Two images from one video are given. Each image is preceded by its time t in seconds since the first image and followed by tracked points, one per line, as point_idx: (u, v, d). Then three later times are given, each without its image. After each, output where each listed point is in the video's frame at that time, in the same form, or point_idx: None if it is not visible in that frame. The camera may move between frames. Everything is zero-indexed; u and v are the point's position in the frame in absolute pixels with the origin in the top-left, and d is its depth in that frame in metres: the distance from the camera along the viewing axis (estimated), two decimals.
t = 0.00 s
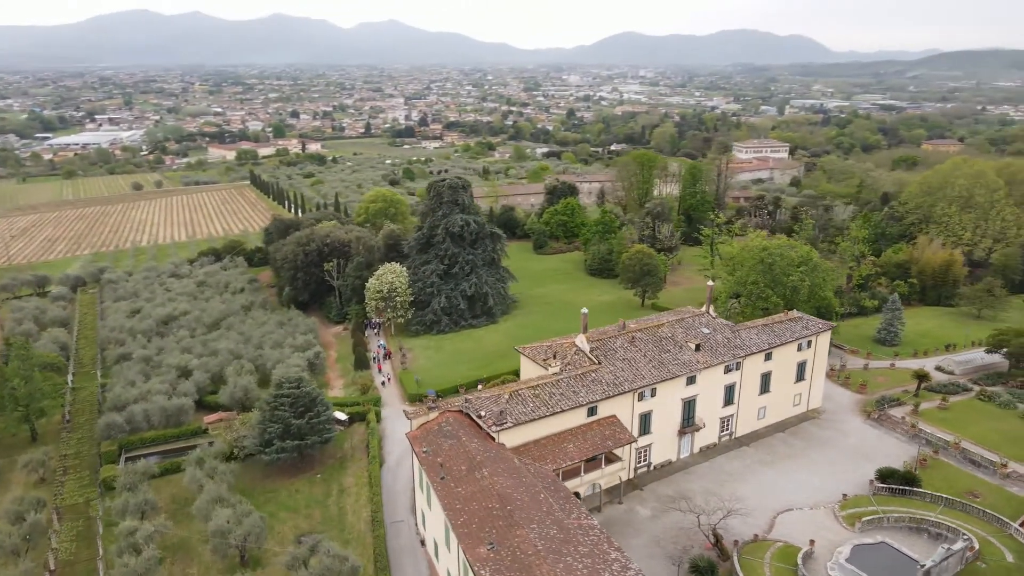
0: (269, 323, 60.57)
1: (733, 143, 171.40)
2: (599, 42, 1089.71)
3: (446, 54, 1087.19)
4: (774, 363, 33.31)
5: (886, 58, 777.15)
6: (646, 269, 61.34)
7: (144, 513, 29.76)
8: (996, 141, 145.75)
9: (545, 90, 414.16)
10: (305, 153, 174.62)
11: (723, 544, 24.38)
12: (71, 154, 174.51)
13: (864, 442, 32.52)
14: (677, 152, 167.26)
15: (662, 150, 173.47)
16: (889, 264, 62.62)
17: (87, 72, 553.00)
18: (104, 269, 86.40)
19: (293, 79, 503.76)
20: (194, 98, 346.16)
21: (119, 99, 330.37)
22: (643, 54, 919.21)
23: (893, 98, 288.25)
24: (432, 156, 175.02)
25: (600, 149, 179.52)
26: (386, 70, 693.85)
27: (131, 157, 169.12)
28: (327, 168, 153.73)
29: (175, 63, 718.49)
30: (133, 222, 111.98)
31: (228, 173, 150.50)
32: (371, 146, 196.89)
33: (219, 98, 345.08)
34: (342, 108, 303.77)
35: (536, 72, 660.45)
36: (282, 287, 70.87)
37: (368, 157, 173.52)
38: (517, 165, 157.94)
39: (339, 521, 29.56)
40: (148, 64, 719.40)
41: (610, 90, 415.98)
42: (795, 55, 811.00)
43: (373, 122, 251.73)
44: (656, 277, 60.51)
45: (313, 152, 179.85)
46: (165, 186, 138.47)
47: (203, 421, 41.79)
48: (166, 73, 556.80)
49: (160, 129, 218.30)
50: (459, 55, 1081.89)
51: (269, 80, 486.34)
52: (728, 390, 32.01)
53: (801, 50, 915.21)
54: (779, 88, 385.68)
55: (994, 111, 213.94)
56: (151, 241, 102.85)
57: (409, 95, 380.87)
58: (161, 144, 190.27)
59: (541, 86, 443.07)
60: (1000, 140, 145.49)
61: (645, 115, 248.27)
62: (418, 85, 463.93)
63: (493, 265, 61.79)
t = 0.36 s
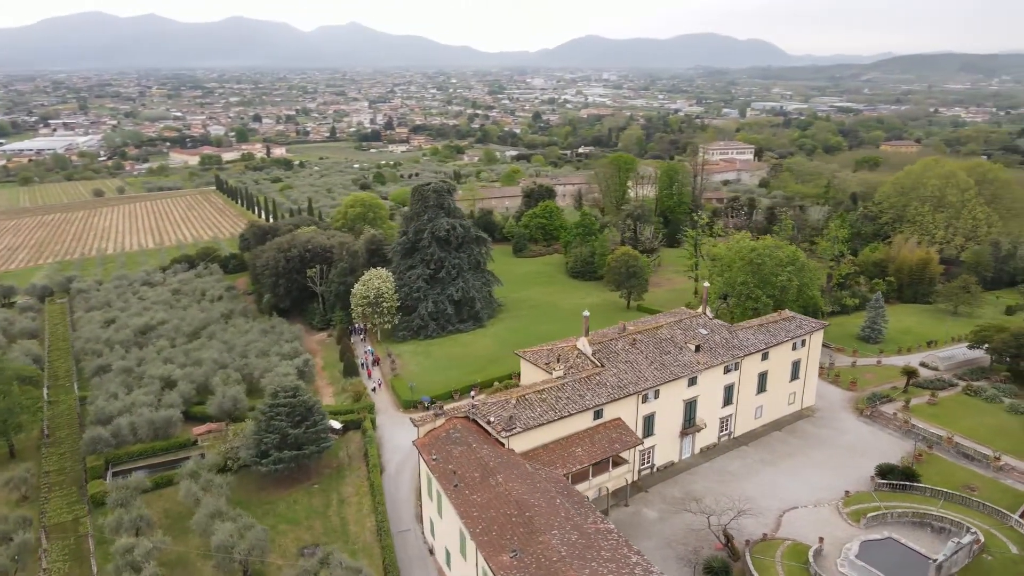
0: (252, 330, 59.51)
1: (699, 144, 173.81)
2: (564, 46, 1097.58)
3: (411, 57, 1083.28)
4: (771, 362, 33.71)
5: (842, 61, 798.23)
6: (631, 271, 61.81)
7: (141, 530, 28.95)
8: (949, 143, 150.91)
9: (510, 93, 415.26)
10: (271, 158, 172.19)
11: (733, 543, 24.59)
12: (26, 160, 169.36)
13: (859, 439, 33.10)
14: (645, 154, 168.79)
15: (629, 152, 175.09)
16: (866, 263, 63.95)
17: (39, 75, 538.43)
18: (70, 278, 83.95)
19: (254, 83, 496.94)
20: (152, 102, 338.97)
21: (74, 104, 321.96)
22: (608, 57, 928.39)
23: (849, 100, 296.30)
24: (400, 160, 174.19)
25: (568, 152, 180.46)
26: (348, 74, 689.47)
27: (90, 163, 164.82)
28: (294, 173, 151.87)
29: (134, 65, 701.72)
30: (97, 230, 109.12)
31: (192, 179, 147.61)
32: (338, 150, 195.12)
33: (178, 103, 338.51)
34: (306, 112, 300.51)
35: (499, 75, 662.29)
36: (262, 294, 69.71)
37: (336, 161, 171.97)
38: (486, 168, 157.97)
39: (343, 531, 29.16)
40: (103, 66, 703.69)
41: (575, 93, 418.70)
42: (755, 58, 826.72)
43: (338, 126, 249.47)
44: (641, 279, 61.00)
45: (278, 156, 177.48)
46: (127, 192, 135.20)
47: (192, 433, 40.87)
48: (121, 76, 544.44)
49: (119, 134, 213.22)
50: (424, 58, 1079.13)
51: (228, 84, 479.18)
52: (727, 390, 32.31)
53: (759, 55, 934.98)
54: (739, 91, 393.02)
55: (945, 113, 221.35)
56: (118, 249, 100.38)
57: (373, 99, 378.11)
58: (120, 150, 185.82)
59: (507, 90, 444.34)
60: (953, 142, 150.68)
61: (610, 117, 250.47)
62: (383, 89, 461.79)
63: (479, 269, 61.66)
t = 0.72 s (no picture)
0: (235, 338, 58.37)
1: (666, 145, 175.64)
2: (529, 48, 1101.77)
3: (376, 59, 1075.37)
4: (767, 361, 34.11)
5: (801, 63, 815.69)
6: (617, 272, 62.09)
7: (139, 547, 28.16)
8: (907, 143, 155.45)
9: (474, 96, 414.96)
10: (235, 162, 169.26)
11: (744, 543, 24.79)
12: None
13: (854, 435, 33.67)
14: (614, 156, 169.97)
15: (598, 153, 176.16)
16: (845, 261, 65.17)
17: None
18: (36, 288, 81.36)
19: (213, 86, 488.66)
20: (107, 105, 330.54)
21: (24, 108, 312.14)
22: (572, 59, 934.31)
23: (808, 102, 303.06)
24: (368, 163, 172.78)
25: (537, 154, 180.91)
26: (309, 76, 682.08)
27: (47, 168, 159.99)
28: (261, 177, 149.53)
29: (89, 68, 683.71)
30: (60, 237, 106.02)
31: (155, 184, 144.27)
32: (303, 154, 192.71)
33: (135, 106, 330.83)
34: (268, 115, 296.25)
35: (463, 77, 661.69)
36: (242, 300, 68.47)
37: (304, 165, 169.90)
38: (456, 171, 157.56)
39: (348, 542, 28.74)
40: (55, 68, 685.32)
41: (539, 95, 420.01)
42: (716, 60, 839.36)
43: (303, 130, 246.36)
44: (627, 280, 61.35)
45: (242, 160, 174.57)
46: (87, 198, 131.54)
47: (181, 445, 39.89)
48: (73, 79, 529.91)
49: (76, 138, 207.43)
50: (388, 60, 1073.11)
51: (186, 87, 470.04)
52: (726, 389, 32.63)
53: (721, 57, 949.75)
54: (701, 93, 398.71)
55: (901, 114, 227.66)
56: (83, 256, 97.70)
57: (335, 101, 374.33)
58: (77, 155, 180.79)
59: (471, 92, 444.07)
60: (910, 142, 155.22)
61: (577, 119, 251.98)
62: (346, 91, 457.74)
63: (465, 272, 61.40)
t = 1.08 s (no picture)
0: (217, 346, 57.22)
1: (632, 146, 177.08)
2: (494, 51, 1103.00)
3: (340, 62, 1065.86)
4: (762, 361, 34.51)
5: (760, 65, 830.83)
6: (603, 274, 62.33)
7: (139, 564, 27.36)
8: (867, 143, 159.41)
9: (438, 98, 413.58)
10: (198, 166, 165.97)
11: (754, 542, 24.97)
12: None
13: (849, 432, 34.21)
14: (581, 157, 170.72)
15: (566, 155, 176.83)
16: (824, 261, 66.34)
17: None
18: None
19: (171, 89, 478.96)
20: (61, 109, 321.31)
21: None
22: (537, 62, 937.86)
23: (768, 104, 308.89)
24: (334, 167, 171.00)
25: (506, 156, 180.91)
26: (270, 78, 673.93)
27: None
28: (225, 182, 146.87)
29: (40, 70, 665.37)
30: (20, 245, 102.72)
31: (116, 190, 140.63)
32: (268, 158, 189.94)
33: (90, 110, 322.38)
34: (229, 118, 291.42)
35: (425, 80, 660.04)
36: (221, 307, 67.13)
37: (269, 169, 167.44)
38: (425, 174, 156.80)
39: (354, 553, 28.31)
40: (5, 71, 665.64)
41: (503, 98, 420.26)
42: (679, 63, 850.34)
43: (266, 133, 242.73)
44: (612, 282, 61.64)
45: (205, 164, 171.23)
46: (45, 205, 127.53)
47: (170, 457, 38.91)
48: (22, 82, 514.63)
49: (30, 142, 201.14)
50: (351, 63, 1064.47)
51: (142, 90, 459.79)
52: (724, 390, 32.93)
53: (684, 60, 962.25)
54: (664, 95, 403.48)
55: (858, 115, 233.22)
56: (46, 264, 94.80)
57: (297, 104, 369.81)
58: (31, 159, 175.31)
59: (434, 95, 442.73)
60: (869, 143, 159.36)
61: (543, 122, 252.87)
62: (309, 94, 452.51)
63: (450, 276, 61.10)
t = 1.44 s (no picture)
0: (198, 355, 55.98)
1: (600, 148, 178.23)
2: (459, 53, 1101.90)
3: (302, 64, 1054.61)
4: (757, 360, 34.90)
5: (721, 68, 843.30)
6: (588, 276, 62.51)
7: None
8: (829, 143, 162.99)
9: (402, 101, 411.43)
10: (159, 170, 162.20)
11: (763, 540, 25.19)
12: None
13: (843, 429, 34.77)
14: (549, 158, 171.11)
15: (534, 157, 177.18)
16: (803, 259, 67.46)
17: None
18: None
19: (128, 92, 467.99)
20: (12, 113, 311.49)
21: None
22: (501, 64, 939.33)
23: (729, 106, 313.46)
24: (300, 170, 168.82)
25: (475, 159, 180.56)
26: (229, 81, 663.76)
27: None
28: (189, 186, 143.86)
29: None
30: None
31: (75, 196, 136.69)
32: (231, 162, 186.70)
33: (42, 114, 313.13)
34: (189, 121, 285.71)
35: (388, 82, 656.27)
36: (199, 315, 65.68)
37: (234, 172, 164.57)
38: (393, 176, 155.64)
39: (360, 563, 27.89)
40: None
41: (467, 100, 419.96)
42: (641, 65, 859.20)
43: (227, 136, 238.53)
44: (597, 283, 61.85)
45: (166, 169, 167.50)
46: None
47: (158, 470, 37.92)
48: None
49: None
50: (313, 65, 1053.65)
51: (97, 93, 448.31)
52: (722, 389, 33.20)
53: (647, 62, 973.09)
54: (627, 97, 407.03)
55: (816, 116, 238.36)
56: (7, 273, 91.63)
57: (259, 107, 364.54)
58: None
59: (398, 97, 440.27)
60: (830, 143, 163.01)
61: (510, 123, 253.17)
62: (269, 97, 445.90)
63: (436, 279, 60.66)
